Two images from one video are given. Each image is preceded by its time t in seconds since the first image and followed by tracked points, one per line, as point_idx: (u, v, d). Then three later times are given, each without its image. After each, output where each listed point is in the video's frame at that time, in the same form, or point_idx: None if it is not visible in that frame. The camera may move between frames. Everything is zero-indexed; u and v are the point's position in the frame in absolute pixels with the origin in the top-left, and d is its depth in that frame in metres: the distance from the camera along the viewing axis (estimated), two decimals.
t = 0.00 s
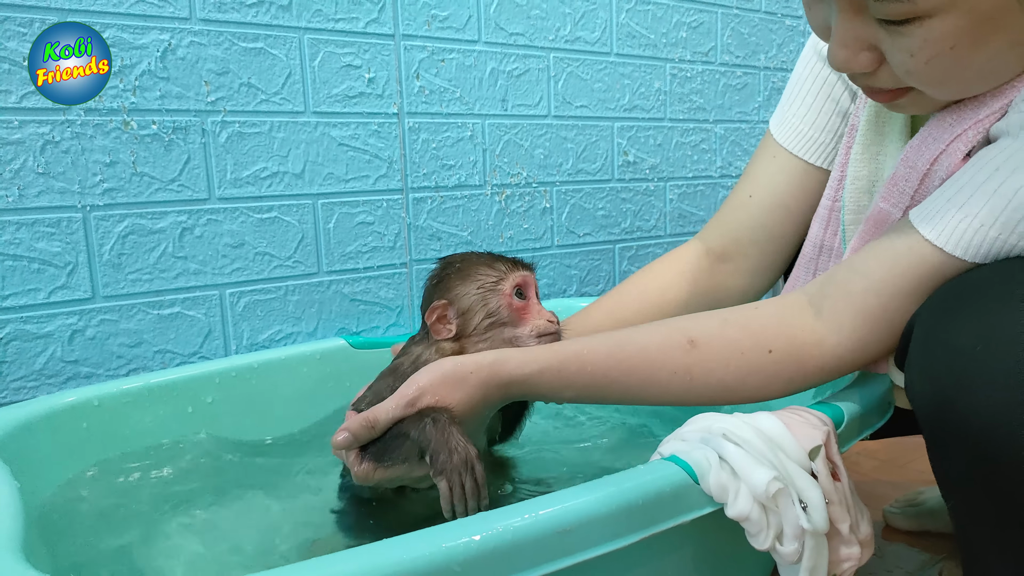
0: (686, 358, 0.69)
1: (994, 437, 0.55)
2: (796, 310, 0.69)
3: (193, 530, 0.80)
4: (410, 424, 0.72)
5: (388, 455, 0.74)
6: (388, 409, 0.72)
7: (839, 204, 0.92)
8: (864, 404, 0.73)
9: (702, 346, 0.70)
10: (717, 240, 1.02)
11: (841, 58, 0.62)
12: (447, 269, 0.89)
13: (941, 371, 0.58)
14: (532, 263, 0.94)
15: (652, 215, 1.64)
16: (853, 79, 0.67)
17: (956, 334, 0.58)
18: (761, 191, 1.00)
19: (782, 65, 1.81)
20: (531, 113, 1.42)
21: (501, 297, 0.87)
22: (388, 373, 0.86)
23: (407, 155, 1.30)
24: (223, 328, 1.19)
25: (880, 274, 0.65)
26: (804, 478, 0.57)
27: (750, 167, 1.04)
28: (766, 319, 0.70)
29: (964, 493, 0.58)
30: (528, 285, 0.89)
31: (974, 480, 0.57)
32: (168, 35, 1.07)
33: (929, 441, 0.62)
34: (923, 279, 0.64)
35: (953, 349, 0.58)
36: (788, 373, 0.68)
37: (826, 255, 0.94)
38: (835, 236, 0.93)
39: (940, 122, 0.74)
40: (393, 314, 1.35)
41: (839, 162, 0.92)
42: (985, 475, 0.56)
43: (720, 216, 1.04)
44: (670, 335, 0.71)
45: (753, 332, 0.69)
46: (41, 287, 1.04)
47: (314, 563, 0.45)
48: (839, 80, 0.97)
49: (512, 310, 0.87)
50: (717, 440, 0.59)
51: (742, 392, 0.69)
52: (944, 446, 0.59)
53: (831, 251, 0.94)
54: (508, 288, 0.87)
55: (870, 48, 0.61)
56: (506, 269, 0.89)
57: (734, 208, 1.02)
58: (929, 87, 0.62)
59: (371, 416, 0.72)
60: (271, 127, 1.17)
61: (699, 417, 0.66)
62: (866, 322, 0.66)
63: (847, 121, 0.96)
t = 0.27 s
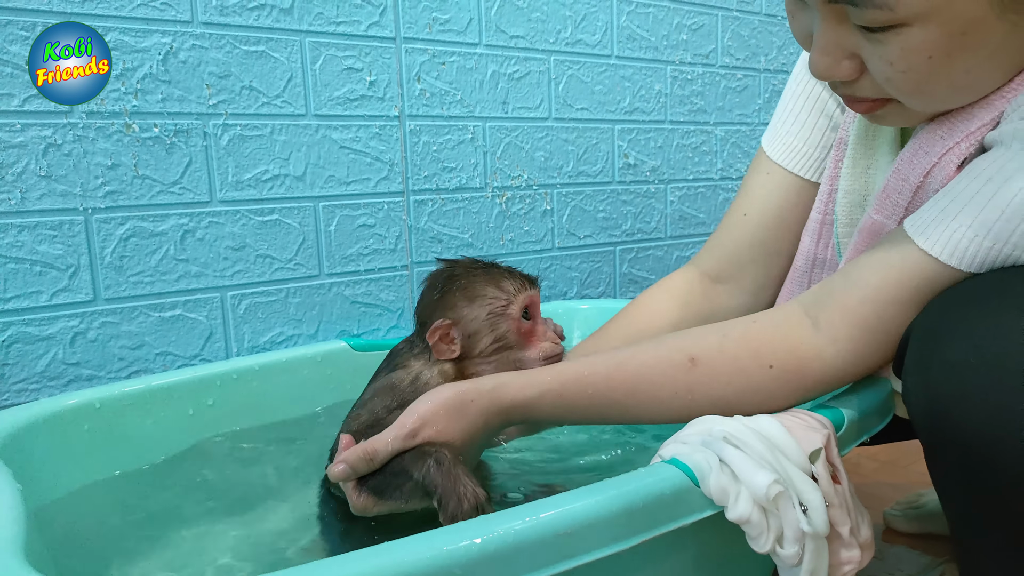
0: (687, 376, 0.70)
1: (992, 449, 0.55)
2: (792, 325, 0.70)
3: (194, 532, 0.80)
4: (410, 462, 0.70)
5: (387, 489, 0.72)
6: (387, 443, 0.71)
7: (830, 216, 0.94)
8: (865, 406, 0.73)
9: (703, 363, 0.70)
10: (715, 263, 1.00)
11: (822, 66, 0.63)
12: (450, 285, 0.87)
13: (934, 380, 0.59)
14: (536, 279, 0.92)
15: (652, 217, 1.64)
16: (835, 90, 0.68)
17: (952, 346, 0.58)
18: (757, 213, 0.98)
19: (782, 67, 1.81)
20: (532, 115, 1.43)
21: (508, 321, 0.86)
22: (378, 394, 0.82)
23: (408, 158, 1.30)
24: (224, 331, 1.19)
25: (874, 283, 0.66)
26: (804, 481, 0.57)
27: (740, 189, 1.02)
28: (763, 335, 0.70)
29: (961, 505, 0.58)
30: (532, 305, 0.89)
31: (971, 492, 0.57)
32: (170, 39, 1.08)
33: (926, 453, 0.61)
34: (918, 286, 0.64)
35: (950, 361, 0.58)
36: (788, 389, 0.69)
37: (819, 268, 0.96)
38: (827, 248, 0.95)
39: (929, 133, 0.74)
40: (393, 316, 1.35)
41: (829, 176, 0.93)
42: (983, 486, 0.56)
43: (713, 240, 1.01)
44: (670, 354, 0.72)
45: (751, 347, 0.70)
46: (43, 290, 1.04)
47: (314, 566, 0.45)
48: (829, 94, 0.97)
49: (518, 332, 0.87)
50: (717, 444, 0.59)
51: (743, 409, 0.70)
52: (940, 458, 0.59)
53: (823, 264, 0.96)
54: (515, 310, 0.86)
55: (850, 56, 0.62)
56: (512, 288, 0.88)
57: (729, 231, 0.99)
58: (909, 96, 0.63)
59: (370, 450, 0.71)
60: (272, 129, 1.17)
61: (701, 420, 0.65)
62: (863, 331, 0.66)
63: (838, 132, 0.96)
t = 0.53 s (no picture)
0: (677, 394, 0.69)
1: (974, 461, 0.55)
2: (783, 336, 0.70)
3: (189, 536, 0.80)
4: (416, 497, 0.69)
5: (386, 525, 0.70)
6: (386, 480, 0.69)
7: (819, 223, 0.94)
8: (857, 411, 0.73)
9: (693, 382, 0.70)
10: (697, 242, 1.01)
11: (807, 75, 0.63)
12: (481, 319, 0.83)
13: (923, 389, 0.59)
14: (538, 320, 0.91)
15: (648, 220, 1.65)
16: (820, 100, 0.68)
17: (935, 360, 0.58)
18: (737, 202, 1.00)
19: (778, 71, 1.81)
20: (528, 118, 1.43)
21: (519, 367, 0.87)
22: (371, 426, 0.79)
23: (405, 160, 1.31)
24: (220, 333, 1.19)
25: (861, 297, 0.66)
26: (797, 486, 0.57)
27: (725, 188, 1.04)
28: (752, 348, 0.70)
29: (949, 515, 0.59)
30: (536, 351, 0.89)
31: (957, 502, 0.57)
32: (166, 41, 1.08)
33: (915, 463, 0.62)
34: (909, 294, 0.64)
35: (934, 374, 0.58)
36: (779, 402, 0.68)
37: (809, 275, 0.98)
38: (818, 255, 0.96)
39: (913, 146, 0.75)
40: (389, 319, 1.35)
41: (818, 184, 0.93)
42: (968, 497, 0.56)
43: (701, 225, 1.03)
44: (658, 371, 0.71)
45: (740, 361, 0.69)
46: (39, 292, 1.04)
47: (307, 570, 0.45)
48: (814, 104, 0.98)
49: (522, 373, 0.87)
50: (711, 448, 0.60)
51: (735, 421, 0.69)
52: (928, 469, 0.60)
53: (813, 271, 0.97)
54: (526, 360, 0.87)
55: (835, 66, 0.62)
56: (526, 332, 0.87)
57: (712, 217, 1.02)
58: (892, 105, 0.63)
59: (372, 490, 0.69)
60: (268, 132, 1.18)
61: (689, 425, 0.66)
62: (851, 343, 0.67)
63: (820, 143, 0.97)
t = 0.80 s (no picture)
0: (679, 412, 0.70)
1: (975, 468, 0.55)
2: (783, 349, 0.71)
3: (189, 537, 0.80)
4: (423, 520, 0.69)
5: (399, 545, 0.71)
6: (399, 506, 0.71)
7: (818, 231, 0.93)
8: (857, 414, 0.73)
9: (694, 400, 0.70)
10: (694, 245, 1.00)
11: (798, 87, 0.63)
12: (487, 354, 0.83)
13: (920, 396, 0.59)
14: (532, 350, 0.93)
15: (649, 222, 1.65)
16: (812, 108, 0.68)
17: (935, 366, 0.58)
18: (739, 206, 0.99)
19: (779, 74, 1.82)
20: (529, 121, 1.43)
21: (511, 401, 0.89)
22: (376, 453, 0.79)
23: (406, 162, 1.31)
24: (221, 335, 1.19)
25: (857, 306, 0.66)
26: (797, 489, 0.57)
27: (723, 185, 1.04)
28: (751, 361, 0.71)
29: (953, 522, 0.58)
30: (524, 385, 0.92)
31: (960, 509, 0.57)
32: (168, 44, 1.08)
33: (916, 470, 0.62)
34: (908, 299, 0.65)
35: (934, 381, 0.58)
36: (781, 409, 0.69)
37: (808, 282, 0.98)
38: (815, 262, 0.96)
39: (908, 152, 0.75)
40: (390, 321, 1.35)
41: (814, 192, 0.93)
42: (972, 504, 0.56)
43: (696, 227, 1.02)
44: (660, 389, 0.71)
45: (739, 375, 0.70)
46: (41, 294, 1.04)
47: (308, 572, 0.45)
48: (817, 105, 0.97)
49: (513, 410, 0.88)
50: (711, 451, 0.60)
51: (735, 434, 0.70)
52: (930, 475, 0.60)
53: (812, 277, 0.97)
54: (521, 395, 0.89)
55: (824, 77, 0.62)
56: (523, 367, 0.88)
57: (711, 221, 1.01)
58: (882, 113, 0.64)
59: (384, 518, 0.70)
60: (269, 134, 1.18)
61: (691, 427, 0.66)
62: (851, 351, 0.68)
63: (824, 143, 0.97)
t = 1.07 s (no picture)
0: (668, 407, 0.70)
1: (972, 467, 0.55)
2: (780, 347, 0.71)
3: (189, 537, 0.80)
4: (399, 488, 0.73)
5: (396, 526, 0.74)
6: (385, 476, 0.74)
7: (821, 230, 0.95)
8: (854, 418, 0.73)
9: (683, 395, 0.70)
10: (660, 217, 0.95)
11: (793, 83, 0.64)
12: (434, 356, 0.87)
13: (913, 397, 0.59)
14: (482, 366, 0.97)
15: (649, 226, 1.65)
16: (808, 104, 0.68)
17: (928, 366, 0.59)
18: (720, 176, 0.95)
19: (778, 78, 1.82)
20: (529, 125, 1.44)
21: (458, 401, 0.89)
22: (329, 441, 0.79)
23: (406, 166, 1.31)
24: (221, 337, 1.19)
25: (855, 304, 0.66)
26: (794, 493, 0.58)
27: (707, 160, 0.99)
28: (745, 357, 0.71)
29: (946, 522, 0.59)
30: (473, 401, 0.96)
31: (955, 509, 0.57)
32: (170, 48, 1.09)
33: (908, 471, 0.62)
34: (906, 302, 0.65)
35: (927, 380, 0.59)
36: (769, 409, 0.69)
37: (810, 282, 0.98)
38: (819, 262, 0.97)
39: (903, 153, 0.76)
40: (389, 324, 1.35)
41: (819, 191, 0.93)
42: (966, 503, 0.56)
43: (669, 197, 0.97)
44: (649, 384, 0.72)
45: (731, 371, 0.70)
46: (41, 297, 1.04)
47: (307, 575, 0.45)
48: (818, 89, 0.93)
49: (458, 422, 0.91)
50: (709, 456, 0.60)
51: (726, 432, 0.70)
52: (922, 476, 0.60)
53: (814, 277, 0.98)
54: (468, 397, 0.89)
55: (819, 73, 0.62)
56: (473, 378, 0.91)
57: (690, 192, 0.96)
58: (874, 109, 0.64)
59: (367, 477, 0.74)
60: (270, 138, 1.18)
61: (689, 432, 0.66)
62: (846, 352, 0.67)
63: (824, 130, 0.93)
